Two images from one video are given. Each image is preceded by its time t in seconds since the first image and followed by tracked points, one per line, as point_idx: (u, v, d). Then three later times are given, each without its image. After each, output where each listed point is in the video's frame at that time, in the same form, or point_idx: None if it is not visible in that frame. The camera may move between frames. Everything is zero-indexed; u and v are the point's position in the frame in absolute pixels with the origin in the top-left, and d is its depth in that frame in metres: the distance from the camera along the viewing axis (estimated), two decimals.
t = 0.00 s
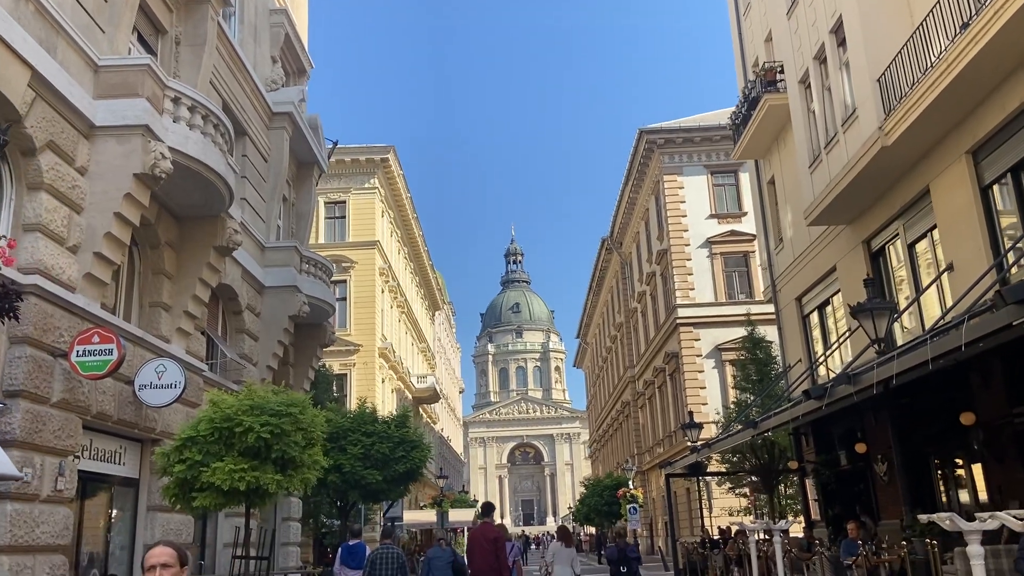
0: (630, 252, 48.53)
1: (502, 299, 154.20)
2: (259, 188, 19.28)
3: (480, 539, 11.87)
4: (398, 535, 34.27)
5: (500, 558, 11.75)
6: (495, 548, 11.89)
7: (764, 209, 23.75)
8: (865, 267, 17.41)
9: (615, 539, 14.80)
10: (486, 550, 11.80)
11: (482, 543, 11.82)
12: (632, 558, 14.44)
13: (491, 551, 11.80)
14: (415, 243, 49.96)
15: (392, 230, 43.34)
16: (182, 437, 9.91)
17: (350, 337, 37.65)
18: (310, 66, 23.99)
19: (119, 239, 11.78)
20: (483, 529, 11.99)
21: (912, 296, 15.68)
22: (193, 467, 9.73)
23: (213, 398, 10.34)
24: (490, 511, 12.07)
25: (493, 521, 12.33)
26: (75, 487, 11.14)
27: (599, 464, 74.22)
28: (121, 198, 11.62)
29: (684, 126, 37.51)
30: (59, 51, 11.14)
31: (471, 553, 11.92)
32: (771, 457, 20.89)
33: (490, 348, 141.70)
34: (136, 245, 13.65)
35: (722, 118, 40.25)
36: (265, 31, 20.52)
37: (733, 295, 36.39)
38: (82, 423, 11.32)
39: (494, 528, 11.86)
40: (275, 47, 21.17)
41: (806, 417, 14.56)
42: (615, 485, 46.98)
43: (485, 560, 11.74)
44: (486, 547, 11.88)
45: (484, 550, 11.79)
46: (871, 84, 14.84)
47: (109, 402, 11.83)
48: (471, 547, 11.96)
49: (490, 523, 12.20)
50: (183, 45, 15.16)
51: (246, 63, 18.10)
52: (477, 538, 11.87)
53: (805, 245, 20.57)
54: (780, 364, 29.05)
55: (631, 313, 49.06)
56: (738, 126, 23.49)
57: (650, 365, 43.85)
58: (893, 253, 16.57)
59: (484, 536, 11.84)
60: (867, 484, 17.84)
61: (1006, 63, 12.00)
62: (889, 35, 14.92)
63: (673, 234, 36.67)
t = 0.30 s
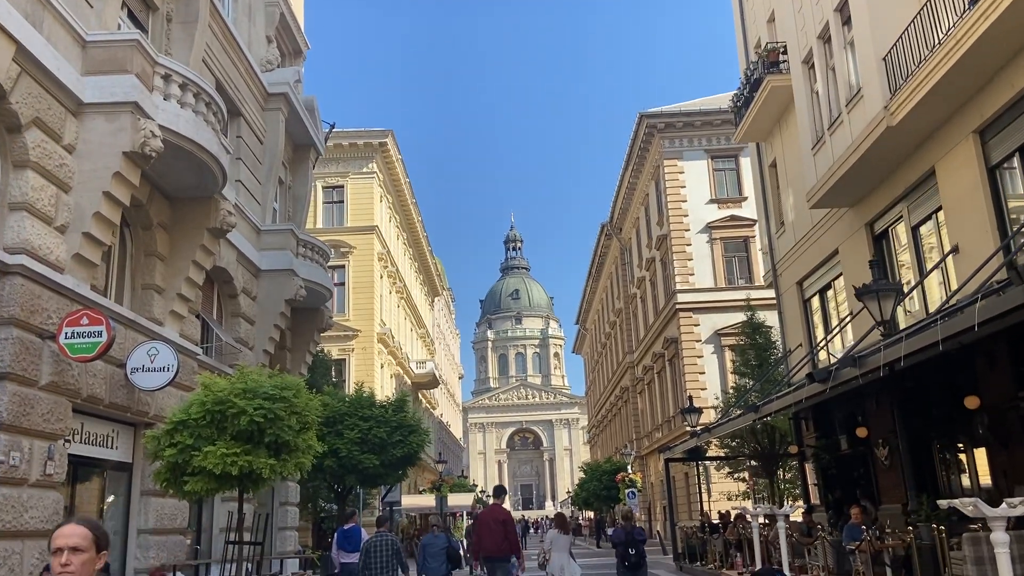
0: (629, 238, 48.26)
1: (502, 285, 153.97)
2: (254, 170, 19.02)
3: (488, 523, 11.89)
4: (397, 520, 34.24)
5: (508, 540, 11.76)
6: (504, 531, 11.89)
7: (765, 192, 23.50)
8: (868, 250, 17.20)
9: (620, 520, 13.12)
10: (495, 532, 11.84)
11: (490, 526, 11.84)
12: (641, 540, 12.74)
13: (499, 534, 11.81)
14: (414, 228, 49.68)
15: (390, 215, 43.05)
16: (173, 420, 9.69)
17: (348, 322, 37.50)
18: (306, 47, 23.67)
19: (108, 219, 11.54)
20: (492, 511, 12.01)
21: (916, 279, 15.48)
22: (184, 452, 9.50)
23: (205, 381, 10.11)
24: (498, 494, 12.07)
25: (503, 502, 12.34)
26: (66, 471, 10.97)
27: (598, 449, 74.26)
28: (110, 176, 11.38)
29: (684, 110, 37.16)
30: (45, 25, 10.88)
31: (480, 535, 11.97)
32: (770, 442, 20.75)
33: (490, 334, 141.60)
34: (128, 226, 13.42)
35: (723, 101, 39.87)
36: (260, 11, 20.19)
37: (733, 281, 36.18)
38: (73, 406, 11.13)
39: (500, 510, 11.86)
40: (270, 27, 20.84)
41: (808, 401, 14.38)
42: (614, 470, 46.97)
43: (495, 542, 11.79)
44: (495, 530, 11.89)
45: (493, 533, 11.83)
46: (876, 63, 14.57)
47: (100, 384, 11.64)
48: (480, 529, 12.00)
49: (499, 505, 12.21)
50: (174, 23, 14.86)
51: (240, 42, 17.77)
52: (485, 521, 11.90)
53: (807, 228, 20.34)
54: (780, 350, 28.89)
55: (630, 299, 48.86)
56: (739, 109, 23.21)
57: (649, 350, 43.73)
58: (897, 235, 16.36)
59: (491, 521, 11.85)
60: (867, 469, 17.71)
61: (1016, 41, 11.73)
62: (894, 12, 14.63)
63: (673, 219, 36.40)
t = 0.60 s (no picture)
0: (629, 222, 47.92)
1: (501, 270, 153.62)
2: (247, 149, 18.68)
3: (495, 510, 11.82)
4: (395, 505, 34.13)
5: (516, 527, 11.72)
6: (511, 516, 11.84)
7: (767, 174, 23.18)
8: (873, 231, 16.92)
9: (621, 506, 12.92)
10: (502, 519, 11.80)
11: (498, 514, 11.77)
12: (643, 525, 12.49)
13: (507, 520, 11.78)
14: (412, 212, 49.33)
15: (388, 198, 42.66)
16: (161, 401, 9.40)
17: (345, 306, 37.24)
18: (301, 24, 23.25)
19: (94, 195, 11.24)
20: (499, 496, 11.91)
21: (921, 260, 15.23)
22: (171, 433, 9.24)
23: (194, 360, 9.79)
24: (507, 480, 11.96)
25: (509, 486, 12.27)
26: (52, 453, 10.72)
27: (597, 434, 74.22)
28: (95, 151, 11.07)
29: (684, 91, 36.72)
30: None
31: (488, 521, 11.94)
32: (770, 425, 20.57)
33: (489, 319, 141.37)
34: (116, 204, 13.12)
35: (725, 83, 39.41)
36: None
37: (733, 265, 35.89)
38: (60, 386, 10.88)
39: (506, 498, 11.73)
40: (263, 3, 20.42)
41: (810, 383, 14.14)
42: (612, 455, 46.88)
43: (503, 528, 11.76)
44: (502, 516, 11.85)
45: (501, 519, 11.79)
46: (883, 37, 14.24)
47: (87, 365, 11.38)
48: (488, 515, 11.96)
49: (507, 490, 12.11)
50: None
51: (232, 18, 17.39)
52: (492, 508, 11.81)
53: (810, 209, 20.05)
54: (780, 334, 28.65)
55: (630, 283, 48.58)
56: (740, 88, 22.84)
57: (649, 335, 43.50)
58: (902, 216, 16.08)
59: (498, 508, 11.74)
60: (869, 452, 17.52)
61: None
62: None
63: (673, 202, 36.05)
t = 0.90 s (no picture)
0: (628, 206, 47.58)
1: (500, 256, 153.23)
2: (240, 129, 18.32)
3: (507, 492, 12.60)
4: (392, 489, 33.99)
5: (525, 508, 12.56)
6: (522, 499, 12.64)
7: (770, 155, 22.83)
8: (878, 213, 16.63)
9: (621, 493, 12.68)
10: (513, 501, 12.59)
11: (510, 496, 12.56)
12: (643, 510, 12.25)
13: (517, 501, 12.60)
14: (410, 196, 48.95)
15: (385, 181, 42.25)
16: (147, 384, 9.07)
17: (342, 290, 36.98)
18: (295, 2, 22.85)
19: (80, 173, 10.92)
20: (510, 481, 12.67)
21: (927, 242, 14.95)
22: (159, 419, 8.94)
23: (182, 343, 9.47)
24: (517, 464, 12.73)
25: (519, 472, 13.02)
26: (39, 438, 10.47)
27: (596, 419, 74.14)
28: (80, 127, 10.74)
29: (685, 73, 36.29)
30: None
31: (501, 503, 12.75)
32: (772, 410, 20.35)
33: (488, 304, 141.11)
34: (103, 182, 12.81)
35: (727, 65, 38.93)
36: None
37: (734, 249, 35.60)
38: (45, 370, 10.60)
39: (516, 482, 12.49)
40: None
41: (814, 368, 13.87)
42: (611, 440, 46.77)
43: (514, 510, 12.62)
44: (513, 499, 12.66)
45: (512, 501, 12.59)
46: (892, 13, 13.87)
47: (74, 348, 11.10)
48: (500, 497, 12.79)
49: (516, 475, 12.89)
50: None
51: None
52: (504, 490, 12.59)
53: (813, 191, 19.74)
54: (781, 318, 28.40)
55: (629, 268, 48.29)
56: (743, 68, 22.47)
57: (648, 320, 43.26)
58: (908, 197, 15.79)
59: (510, 491, 12.52)
60: (871, 438, 17.30)
61: None
62: None
63: (673, 185, 35.70)
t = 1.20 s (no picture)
0: (629, 190, 47.22)
1: (500, 241, 152.78)
2: (236, 108, 18.00)
3: (526, 475, 12.34)
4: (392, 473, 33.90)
5: (544, 490, 12.13)
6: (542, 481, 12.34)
7: (774, 136, 22.54)
8: (884, 193, 16.36)
9: (625, 476, 12.43)
10: (532, 484, 12.29)
11: (528, 478, 12.27)
12: (647, 493, 12.06)
13: (536, 483, 12.25)
14: (409, 179, 48.59)
15: (384, 164, 41.88)
16: (139, 363, 8.86)
17: (341, 274, 36.75)
18: None
19: (70, 148, 10.63)
20: (533, 463, 12.43)
21: (935, 223, 14.70)
22: (151, 399, 8.73)
23: (175, 322, 9.25)
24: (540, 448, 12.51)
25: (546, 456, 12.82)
26: (30, 419, 10.26)
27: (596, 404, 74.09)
28: (69, 101, 10.45)
29: (687, 55, 35.85)
30: None
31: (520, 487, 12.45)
32: (775, 394, 20.15)
33: (488, 290, 140.86)
34: (96, 159, 12.52)
35: (729, 47, 38.45)
36: None
37: (735, 233, 35.31)
38: (35, 350, 10.37)
39: (536, 464, 12.21)
40: None
41: (820, 350, 13.63)
42: (611, 425, 46.68)
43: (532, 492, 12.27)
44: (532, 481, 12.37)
45: (531, 484, 12.28)
46: None
47: (66, 328, 10.87)
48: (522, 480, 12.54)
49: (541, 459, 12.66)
50: None
51: None
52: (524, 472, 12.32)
53: (818, 172, 19.45)
54: (783, 303, 28.17)
55: (630, 253, 47.98)
56: (747, 47, 22.12)
57: (649, 304, 43.03)
58: (915, 177, 15.53)
59: (529, 473, 12.21)
60: (875, 422, 17.12)
61: None
62: None
63: (675, 169, 35.34)
